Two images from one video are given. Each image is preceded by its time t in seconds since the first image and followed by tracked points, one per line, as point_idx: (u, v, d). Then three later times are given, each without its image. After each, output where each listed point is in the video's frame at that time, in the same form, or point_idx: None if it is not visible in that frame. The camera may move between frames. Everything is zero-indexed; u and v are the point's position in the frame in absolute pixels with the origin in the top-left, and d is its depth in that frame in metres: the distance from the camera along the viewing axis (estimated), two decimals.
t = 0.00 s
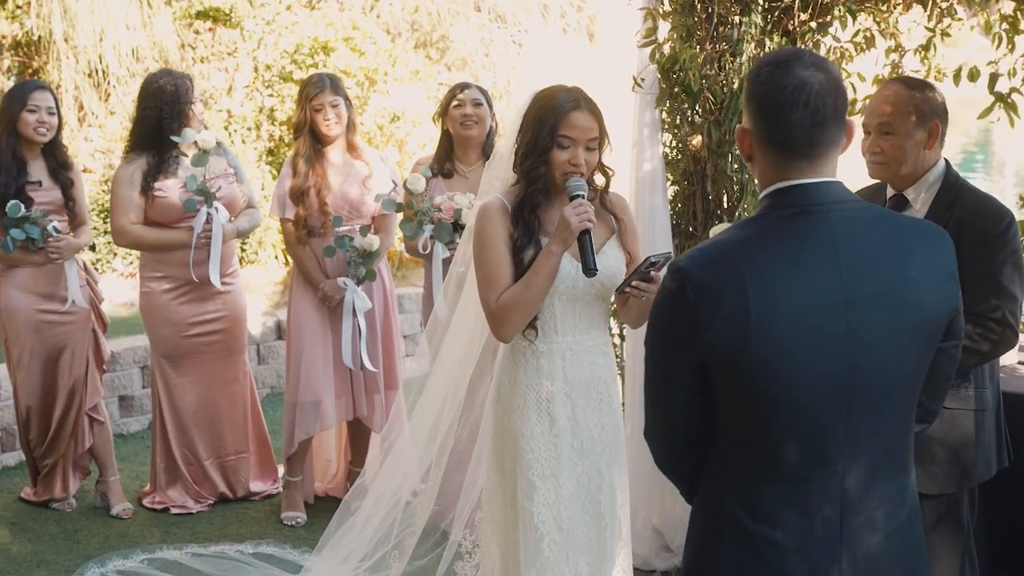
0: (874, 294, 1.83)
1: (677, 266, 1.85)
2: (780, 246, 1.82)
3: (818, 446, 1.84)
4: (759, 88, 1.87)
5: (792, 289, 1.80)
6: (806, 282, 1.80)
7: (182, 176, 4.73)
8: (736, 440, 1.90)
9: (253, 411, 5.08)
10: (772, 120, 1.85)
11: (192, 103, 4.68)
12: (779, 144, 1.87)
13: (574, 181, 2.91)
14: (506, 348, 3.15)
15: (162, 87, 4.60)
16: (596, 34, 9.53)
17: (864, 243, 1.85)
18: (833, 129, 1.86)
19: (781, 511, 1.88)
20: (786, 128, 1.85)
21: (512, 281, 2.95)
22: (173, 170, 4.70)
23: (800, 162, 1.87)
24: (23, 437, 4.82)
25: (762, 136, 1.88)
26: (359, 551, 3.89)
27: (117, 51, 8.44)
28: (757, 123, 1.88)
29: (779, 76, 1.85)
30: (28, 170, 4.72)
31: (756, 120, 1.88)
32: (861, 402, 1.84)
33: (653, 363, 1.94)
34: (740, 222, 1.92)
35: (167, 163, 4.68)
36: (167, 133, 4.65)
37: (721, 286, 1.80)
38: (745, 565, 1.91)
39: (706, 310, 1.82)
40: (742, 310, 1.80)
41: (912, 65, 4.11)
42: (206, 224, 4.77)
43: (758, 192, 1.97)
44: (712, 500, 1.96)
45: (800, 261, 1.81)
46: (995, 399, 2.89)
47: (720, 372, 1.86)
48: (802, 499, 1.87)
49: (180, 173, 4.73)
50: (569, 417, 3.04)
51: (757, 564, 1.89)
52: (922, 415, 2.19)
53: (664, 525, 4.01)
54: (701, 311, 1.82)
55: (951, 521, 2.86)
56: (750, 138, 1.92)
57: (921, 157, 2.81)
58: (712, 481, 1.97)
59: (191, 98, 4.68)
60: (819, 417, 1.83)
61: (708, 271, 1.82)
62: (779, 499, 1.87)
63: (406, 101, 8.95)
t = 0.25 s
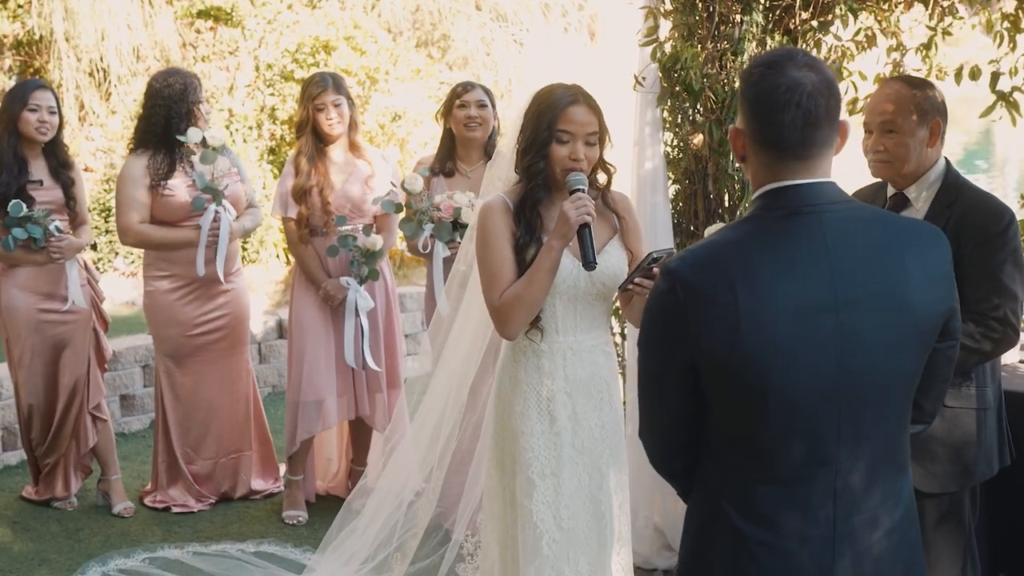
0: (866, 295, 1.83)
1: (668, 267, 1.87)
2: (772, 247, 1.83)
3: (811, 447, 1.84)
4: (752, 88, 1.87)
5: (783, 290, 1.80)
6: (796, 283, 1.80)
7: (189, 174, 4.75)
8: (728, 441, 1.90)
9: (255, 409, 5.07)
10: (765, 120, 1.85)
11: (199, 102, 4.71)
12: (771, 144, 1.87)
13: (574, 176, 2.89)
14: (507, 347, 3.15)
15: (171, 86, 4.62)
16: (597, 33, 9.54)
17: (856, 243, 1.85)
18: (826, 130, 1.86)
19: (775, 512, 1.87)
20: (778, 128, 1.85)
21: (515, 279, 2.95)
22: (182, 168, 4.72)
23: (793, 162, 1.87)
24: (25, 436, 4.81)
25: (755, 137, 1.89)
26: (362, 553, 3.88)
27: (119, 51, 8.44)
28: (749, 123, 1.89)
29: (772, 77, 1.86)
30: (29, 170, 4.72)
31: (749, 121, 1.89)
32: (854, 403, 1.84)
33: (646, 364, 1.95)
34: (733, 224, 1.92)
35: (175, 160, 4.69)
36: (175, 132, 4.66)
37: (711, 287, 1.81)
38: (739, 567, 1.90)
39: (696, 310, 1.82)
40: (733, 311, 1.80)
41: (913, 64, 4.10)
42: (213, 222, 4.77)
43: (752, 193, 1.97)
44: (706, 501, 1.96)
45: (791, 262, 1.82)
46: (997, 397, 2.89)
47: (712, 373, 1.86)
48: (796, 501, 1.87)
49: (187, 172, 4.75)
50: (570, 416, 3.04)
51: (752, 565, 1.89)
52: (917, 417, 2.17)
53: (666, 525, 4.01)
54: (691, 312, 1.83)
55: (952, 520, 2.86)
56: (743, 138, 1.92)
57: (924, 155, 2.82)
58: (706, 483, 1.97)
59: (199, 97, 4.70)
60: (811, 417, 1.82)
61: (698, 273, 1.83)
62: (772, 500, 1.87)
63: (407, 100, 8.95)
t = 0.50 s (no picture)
0: (863, 295, 1.83)
1: (666, 267, 1.87)
2: (769, 247, 1.83)
3: (810, 447, 1.84)
4: (750, 88, 1.87)
5: (781, 290, 1.80)
6: (794, 283, 1.80)
7: (195, 174, 4.77)
8: (726, 441, 1.90)
9: (257, 409, 5.07)
10: (763, 119, 1.86)
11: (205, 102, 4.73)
12: (769, 144, 1.87)
13: (572, 173, 2.87)
14: (508, 347, 3.15)
15: (177, 86, 4.63)
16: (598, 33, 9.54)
17: (854, 243, 1.85)
18: (824, 130, 1.86)
19: (774, 512, 1.87)
20: (777, 128, 1.85)
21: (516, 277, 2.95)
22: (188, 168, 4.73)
23: (792, 162, 1.87)
24: (27, 436, 4.82)
25: (753, 136, 1.89)
26: (367, 553, 3.87)
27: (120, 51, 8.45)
28: (747, 123, 1.89)
29: (771, 77, 1.86)
30: (30, 170, 4.72)
31: (748, 120, 1.89)
32: (853, 402, 1.84)
33: (643, 364, 1.95)
34: (730, 223, 1.92)
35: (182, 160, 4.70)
36: (181, 132, 4.67)
37: (708, 287, 1.82)
38: (738, 567, 1.90)
39: (694, 310, 1.83)
40: (730, 311, 1.80)
41: (915, 63, 4.10)
42: (221, 221, 4.78)
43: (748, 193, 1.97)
44: (704, 501, 1.96)
45: (789, 262, 1.82)
46: (998, 397, 2.89)
47: (709, 372, 1.86)
48: (795, 500, 1.86)
49: (193, 171, 4.76)
50: (570, 416, 3.03)
51: (751, 565, 1.89)
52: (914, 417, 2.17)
53: (667, 524, 4.01)
54: (688, 312, 1.83)
55: (954, 520, 2.86)
56: (741, 138, 1.92)
57: (924, 155, 2.82)
58: (705, 482, 1.97)
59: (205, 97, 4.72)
60: (809, 417, 1.82)
61: (696, 272, 1.83)
62: (770, 500, 1.87)
63: (409, 100, 8.95)
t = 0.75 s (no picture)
0: (867, 295, 1.83)
1: (671, 267, 1.87)
2: (775, 247, 1.83)
3: (813, 447, 1.84)
4: (758, 88, 1.87)
5: (786, 290, 1.80)
6: (799, 283, 1.81)
7: (199, 174, 4.77)
8: (730, 440, 1.90)
9: (259, 409, 5.07)
10: (772, 119, 1.85)
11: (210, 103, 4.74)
12: (777, 143, 1.87)
13: (574, 172, 2.89)
14: (510, 348, 3.16)
15: (181, 87, 4.64)
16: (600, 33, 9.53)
17: (858, 244, 1.85)
18: (832, 130, 1.86)
19: (777, 512, 1.87)
20: (785, 127, 1.85)
21: (517, 277, 2.95)
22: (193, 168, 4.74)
23: (799, 162, 1.87)
24: (29, 437, 4.82)
25: (761, 136, 1.88)
26: (371, 556, 3.85)
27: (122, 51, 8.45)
28: (755, 123, 1.88)
29: (779, 76, 1.86)
30: (32, 171, 4.73)
31: (755, 120, 1.88)
32: (857, 403, 1.84)
33: (648, 364, 1.95)
34: (735, 223, 1.92)
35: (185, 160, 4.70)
36: (185, 132, 4.67)
37: (713, 287, 1.82)
38: (741, 566, 1.90)
39: (698, 310, 1.83)
40: (736, 311, 1.80)
41: (917, 64, 4.10)
42: (224, 221, 4.78)
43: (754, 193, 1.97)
44: (708, 501, 1.96)
45: (794, 262, 1.82)
46: (1000, 397, 2.89)
47: (714, 372, 1.86)
48: (798, 501, 1.86)
49: (197, 172, 4.76)
50: (572, 417, 3.04)
51: (754, 565, 1.89)
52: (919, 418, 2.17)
53: (669, 525, 4.00)
54: (694, 311, 1.83)
55: (956, 520, 2.86)
56: (748, 138, 1.92)
57: (926, 155, 2.81)
58: (708, 482, 1.97)
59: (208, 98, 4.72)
60: (813, 417, 1.83)
61: (701, 272, 1.83)
62: (774, 500, 1.87)
63: (411, 101, 8.95)
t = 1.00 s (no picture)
0: (874, 295, 1.83)
1: (678, 266, 1.87)
2: (782, 246, 1.83)
3: (819, 448, 1.84)
4: (768, 87, 1.87)
5: (793, 290, 1.80)
6: (806, 283, 1.81)
7: (199, 175, 4.77)
8: (737, 440, 1.90)
9: (261, 410, 5.07)
10: (782, 118, 1.85)
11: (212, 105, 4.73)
12: (787, 143, 1.86)
13: (577, 175, 2.89)
14: (512, 349, 3.16)
15: (183, 88, 4.63)
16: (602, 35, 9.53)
17: (866, 243, 1.85)
18: (841, 130, 1.86)
19: (783, 512, 1.87)
20: (795, 127, 1.84)
21: (518, 279, 2.95)
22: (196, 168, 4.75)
23: (808, 162, 1.87)
24: (30, 438, 4.82)
25: (770, 135, 1.88)
26: (373, 553, 3.87)
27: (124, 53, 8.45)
28: (765, 122, 1.88)
29: (789, 76, 1.86)
30: (33, 172, 4.74)
31: (764, 120, 1.88)
32: (864, 404, 1.84)
33: (655, 363, 1.95)
34: (742, 223, 1.92)
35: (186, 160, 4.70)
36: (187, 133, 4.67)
37: (721, 286, 1.82)
38: (747, 566, 1.90)
39: (706, 309, 1.83)
40: (744, 311, 1.81)
41: (919, 65, 4.09)
42: (224, 222, 4.79)
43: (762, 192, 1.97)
44: (714, 501, 1.96)
45: (802, 261, 1.82)
46: (1002, 399, 2.89)
47: (721, 372, 1.86)
48: (804, 502, 1.86)
49: (197, 172, 4.77)
50: (574, 419, 3.04)
51: (760, 566, 1.89)
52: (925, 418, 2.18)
53: (671, 526, 4.00)
54: (701, 310, 1.83)
55: (958, 522, 2.86)
56: (757, 137, 1.92)
57: (927, 156, 2.81)
58: (714, 482, 1.96)
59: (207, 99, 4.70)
60: (819, 417, 1.83)
61: (710, 271, 1.83)
62: (781, 501, 1.87)
63: (413, 102, 8.95)
